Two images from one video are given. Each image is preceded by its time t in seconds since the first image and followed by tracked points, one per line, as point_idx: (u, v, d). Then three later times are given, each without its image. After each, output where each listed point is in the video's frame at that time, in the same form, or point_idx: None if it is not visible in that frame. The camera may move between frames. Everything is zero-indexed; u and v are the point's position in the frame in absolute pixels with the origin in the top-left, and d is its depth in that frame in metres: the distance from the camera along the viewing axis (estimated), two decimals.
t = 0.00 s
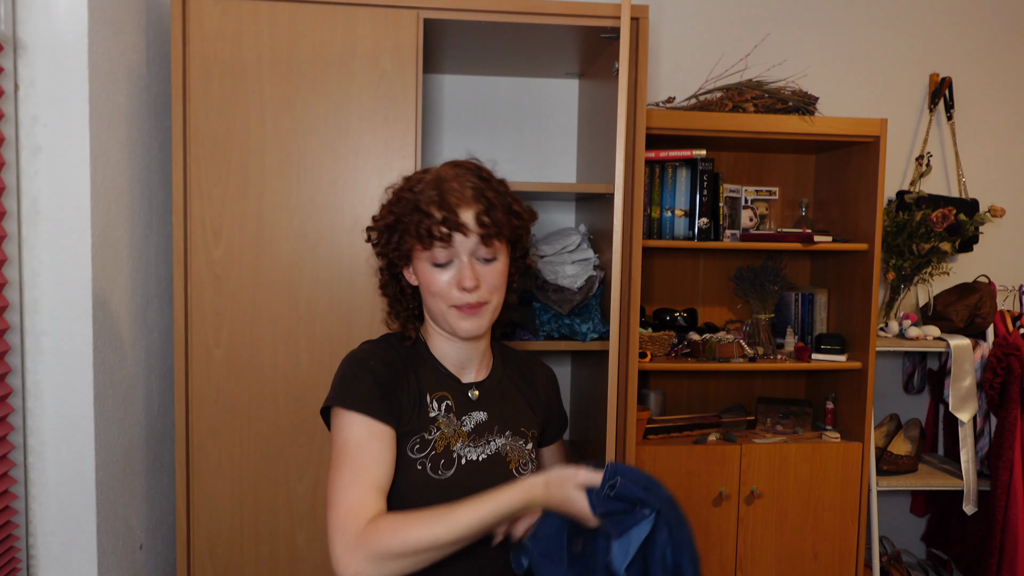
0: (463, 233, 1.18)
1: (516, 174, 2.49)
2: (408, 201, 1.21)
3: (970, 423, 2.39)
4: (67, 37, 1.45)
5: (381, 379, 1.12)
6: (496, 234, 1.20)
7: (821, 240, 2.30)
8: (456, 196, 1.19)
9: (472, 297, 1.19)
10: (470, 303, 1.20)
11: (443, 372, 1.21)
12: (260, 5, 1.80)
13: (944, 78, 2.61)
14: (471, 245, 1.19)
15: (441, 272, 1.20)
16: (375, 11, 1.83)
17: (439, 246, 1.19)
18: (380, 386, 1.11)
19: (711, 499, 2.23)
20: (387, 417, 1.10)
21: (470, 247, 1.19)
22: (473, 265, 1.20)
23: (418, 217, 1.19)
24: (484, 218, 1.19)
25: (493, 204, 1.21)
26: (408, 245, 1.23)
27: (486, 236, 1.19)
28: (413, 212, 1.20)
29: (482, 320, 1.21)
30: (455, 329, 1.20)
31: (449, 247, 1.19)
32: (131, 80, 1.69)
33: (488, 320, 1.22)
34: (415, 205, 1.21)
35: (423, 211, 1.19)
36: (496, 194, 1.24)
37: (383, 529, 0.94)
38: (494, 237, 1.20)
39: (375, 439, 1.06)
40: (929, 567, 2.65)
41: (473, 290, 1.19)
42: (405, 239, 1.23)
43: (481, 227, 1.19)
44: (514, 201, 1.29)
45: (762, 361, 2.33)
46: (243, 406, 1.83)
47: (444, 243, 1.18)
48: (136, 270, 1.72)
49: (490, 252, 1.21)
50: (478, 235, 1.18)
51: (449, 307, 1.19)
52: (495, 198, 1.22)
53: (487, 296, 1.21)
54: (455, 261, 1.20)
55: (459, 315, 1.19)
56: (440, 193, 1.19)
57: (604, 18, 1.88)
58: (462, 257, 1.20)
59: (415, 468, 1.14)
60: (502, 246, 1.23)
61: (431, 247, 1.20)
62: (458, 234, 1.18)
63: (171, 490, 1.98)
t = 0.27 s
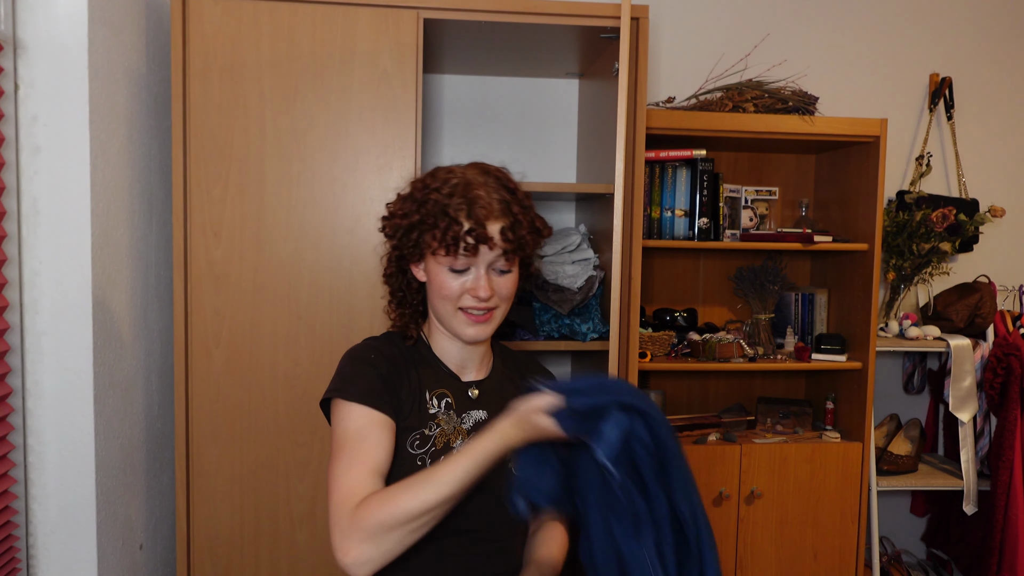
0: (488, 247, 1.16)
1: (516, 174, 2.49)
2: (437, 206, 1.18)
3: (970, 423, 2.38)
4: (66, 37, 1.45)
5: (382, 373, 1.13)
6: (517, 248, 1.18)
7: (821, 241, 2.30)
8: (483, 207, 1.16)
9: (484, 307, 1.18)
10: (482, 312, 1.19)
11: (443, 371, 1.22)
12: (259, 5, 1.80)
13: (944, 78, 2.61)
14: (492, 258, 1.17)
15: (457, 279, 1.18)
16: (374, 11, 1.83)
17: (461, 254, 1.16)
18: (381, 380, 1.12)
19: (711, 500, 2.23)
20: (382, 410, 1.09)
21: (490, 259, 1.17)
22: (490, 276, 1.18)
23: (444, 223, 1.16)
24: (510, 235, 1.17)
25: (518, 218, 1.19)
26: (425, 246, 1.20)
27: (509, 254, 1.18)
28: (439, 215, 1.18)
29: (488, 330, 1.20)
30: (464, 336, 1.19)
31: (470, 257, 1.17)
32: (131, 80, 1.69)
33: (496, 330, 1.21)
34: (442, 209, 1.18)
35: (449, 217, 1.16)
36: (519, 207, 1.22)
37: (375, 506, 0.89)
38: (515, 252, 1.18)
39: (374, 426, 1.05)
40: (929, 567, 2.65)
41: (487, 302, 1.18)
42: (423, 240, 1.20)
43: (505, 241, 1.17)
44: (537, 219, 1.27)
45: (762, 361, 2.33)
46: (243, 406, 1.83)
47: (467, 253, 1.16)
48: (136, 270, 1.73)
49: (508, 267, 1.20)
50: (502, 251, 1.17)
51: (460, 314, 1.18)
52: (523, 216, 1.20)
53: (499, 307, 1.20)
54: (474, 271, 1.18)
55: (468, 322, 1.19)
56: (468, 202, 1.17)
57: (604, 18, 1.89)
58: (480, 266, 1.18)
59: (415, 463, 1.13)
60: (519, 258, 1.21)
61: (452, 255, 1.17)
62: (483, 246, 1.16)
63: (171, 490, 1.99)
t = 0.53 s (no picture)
0: (512, 250, 1.17)
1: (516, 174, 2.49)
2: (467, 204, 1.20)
3: (970, 423, 2.38)
4: (66, 37, 1.45)
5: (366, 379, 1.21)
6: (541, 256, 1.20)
7: (822, 240, 2.30)
8: (514, 210, 1.18)
9: (498, 309, 1.21)
10: (495, 314, 1.22)
11: (445, 372, 1.29)
12: (259, 5, 1.80)
13: (944, 78, 2.61)
14: (514, 262, 1.19)
15: (476, 278, 1.21)
16: (374, 11, 1.83)
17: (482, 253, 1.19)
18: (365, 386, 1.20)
19: (711, 500, 2.23)
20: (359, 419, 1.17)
21: (513, 263, 1.19)
22: (510, 279, 1.20)
23: (472, 220, 1.18)
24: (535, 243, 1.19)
25: (546, 227, 1.22)
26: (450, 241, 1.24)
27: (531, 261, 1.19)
28: (470, 212, 1.20)
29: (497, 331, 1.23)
30: (474, 334, 1.23)
31: (494, 257, 1.18)
32: (130, 80, 1.69)
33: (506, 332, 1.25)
34: (473, 206, 1.20)
35: (479, 215, 1.19)
36: (546, 216, 1.24)
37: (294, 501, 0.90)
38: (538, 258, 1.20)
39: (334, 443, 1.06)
40: (929, 567, 2.65)
41: (500, 304, 1.20)
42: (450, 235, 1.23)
43: (531, 247, 1.18)
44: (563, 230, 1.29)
45: (762, 361, 2.33)
46: (243, 406, 1.83)
47: (489, 253, 1.18)
48: (136, 270, 1.73)
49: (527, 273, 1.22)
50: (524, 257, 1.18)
51: (473, 312, 1.22)
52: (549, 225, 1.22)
53: (512, 311, 1.23)
54: (496, 272, 1.19)
55: (479, 321, 1.22)
56: (498, 203, 1.19)
57: (604, 18, 1.89)
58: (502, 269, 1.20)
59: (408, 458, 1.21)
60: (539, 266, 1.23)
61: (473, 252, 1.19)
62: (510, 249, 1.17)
63: (171, 490, 1.98)
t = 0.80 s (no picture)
0: (445, 208, 1.27)
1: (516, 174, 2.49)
2: (405, 182, 1.32)
3: (970, 423, 2.39)
4: (66, 37, 1.45)
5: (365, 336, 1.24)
6: (477, 214, 1.28)
7: (821, 241, 2.30)
8: (446, 175, 1.30)
9: (450, 269, 1.25)
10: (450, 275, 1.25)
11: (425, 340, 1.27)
12: (260, 5, 1.80)
13: (944, 78, 2.61)
14: (453, 222, 1.27)
15: (426, 245, 1.28)
16: (375, 11, 1.83)
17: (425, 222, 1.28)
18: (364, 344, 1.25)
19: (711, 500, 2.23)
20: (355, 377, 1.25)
21: (453, 224, 1.28)
22: (454, 241, 1.28)
23: (411, 193, 1.29)
24: (466, 199, 1.27)
25: (479, 188, 1.30)
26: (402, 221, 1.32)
27: (467, 214, 1.27)
28: (408, 188, 1.31)
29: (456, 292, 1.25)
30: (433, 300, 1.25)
31: (433, 222, 1.28)
32: (131, 80, 1.69)
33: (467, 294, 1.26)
34: (410, 182, 1.32)
35: (418, 189, 1.30)
36: (483, 181, 1.32)
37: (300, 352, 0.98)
38: (474, 216, 1.28)
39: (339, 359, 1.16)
40: (929, 567, 2.65)
41: (449, 260, 1.26)
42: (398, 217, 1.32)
43: (462, 204, 1.27)
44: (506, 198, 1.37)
45: (762, 361, 2.33)
46: (244, 406, 1.83)
47: (429, 219, 1.27)
48: (136, 269, 1.73)
49: (470, 231, 1.28)
50: (459, 212, 1.26)
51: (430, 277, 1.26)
52: (481, 186, 1.31)
53: (465, 271, 1.27)
54: (439, 236, 1.28)
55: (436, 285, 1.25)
56: (432, 175, 1.30)
57: (604, 18, 1.89)
58: (445, 233, 1.28)
59: (394, 420, 1.23)
60: (484, 228, 1.30)
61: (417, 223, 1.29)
62: (441, 209, 1.27)
63: (171, 490, 1.99)
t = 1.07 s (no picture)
0: (447, 210, 1.28)
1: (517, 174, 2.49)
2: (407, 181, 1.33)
3: (969, 423, 2.39)
4: (66, 37, 1.45)
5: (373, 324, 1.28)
6: (478, 215, 1.29)
7: (821, 241, 2.31)
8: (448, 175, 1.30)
9: (451, 270, 1.25)
10: (450, 275, 1.25)
11: (426, 338, 1.31)
12: (259, 5, 1.80)
13: (944, 78, 2.61)
14: (455, 223, 1.28)
15: (426, 245, 1.28)
16: (375, 11, 1.83)
17: (426, 221, 1.29)
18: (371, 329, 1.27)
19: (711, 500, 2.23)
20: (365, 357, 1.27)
21: (454, 225, 1.28)
22: (455, 241, 1.28)
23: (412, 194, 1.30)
24: (468, 200, 1.28)
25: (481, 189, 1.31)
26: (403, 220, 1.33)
27: (468, 216, 1.28)
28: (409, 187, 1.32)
29: (455, 290, 1.26)
30: (432, 300, 1.25)
31: (434, 222, 1.28)
32: (131, 80, 1.69)
33: (467, 296, 1.26)
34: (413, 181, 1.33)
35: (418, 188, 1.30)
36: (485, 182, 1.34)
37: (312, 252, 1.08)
38: (474, 217, 1.28)
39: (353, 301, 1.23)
40: (928, 567, 2.65)
41: (450, 261, 1.26)
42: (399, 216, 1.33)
43: (463, 205, 1.28)
44: (505, 197, 1.39)
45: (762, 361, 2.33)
46: (243, 405, 1.83)
47: (430, 219, 1.28)
48: (136, 269, 1.73)
49: (471, 232, 1.29)
50: (461, 213, 1.27)
51: (430, 278, 1.26)
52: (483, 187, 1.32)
53: (466, 272, 1.26)
54: (439, 236, 1.28)
55: (436, 285, 1.25)
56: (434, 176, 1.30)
57: (604, 18, 1.89)
58: (445, 232, 1.29)
59: (393, 412, 1.24)
60: (485, 230, 1.31)
61: (418, 223, 1.29)
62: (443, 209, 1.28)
63: (171, 489, 1.99)
